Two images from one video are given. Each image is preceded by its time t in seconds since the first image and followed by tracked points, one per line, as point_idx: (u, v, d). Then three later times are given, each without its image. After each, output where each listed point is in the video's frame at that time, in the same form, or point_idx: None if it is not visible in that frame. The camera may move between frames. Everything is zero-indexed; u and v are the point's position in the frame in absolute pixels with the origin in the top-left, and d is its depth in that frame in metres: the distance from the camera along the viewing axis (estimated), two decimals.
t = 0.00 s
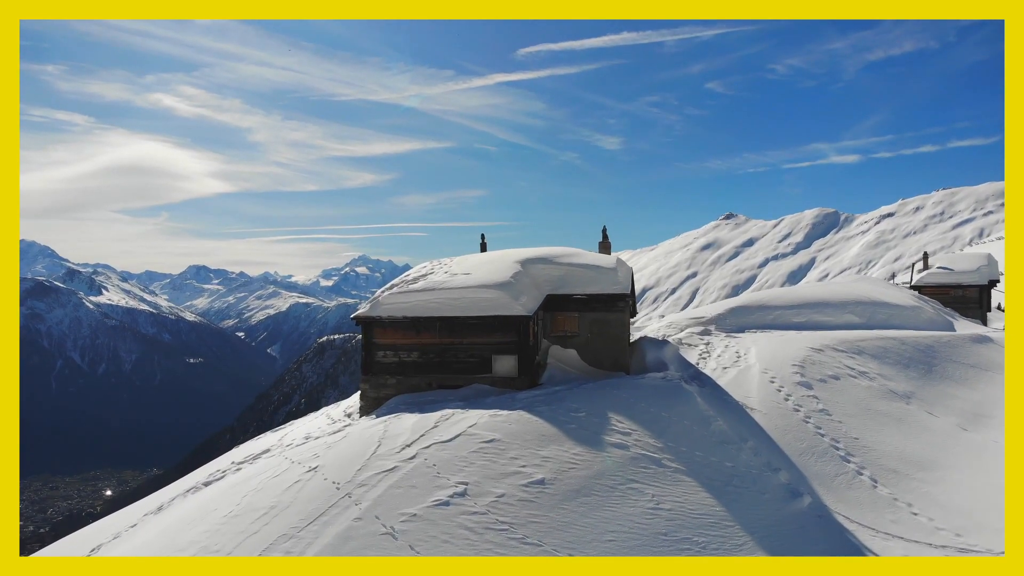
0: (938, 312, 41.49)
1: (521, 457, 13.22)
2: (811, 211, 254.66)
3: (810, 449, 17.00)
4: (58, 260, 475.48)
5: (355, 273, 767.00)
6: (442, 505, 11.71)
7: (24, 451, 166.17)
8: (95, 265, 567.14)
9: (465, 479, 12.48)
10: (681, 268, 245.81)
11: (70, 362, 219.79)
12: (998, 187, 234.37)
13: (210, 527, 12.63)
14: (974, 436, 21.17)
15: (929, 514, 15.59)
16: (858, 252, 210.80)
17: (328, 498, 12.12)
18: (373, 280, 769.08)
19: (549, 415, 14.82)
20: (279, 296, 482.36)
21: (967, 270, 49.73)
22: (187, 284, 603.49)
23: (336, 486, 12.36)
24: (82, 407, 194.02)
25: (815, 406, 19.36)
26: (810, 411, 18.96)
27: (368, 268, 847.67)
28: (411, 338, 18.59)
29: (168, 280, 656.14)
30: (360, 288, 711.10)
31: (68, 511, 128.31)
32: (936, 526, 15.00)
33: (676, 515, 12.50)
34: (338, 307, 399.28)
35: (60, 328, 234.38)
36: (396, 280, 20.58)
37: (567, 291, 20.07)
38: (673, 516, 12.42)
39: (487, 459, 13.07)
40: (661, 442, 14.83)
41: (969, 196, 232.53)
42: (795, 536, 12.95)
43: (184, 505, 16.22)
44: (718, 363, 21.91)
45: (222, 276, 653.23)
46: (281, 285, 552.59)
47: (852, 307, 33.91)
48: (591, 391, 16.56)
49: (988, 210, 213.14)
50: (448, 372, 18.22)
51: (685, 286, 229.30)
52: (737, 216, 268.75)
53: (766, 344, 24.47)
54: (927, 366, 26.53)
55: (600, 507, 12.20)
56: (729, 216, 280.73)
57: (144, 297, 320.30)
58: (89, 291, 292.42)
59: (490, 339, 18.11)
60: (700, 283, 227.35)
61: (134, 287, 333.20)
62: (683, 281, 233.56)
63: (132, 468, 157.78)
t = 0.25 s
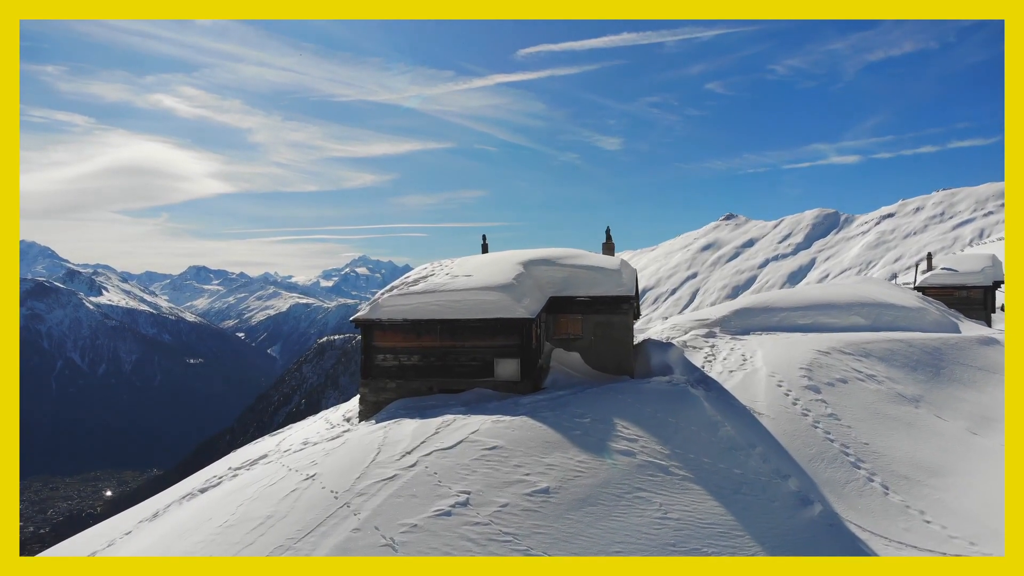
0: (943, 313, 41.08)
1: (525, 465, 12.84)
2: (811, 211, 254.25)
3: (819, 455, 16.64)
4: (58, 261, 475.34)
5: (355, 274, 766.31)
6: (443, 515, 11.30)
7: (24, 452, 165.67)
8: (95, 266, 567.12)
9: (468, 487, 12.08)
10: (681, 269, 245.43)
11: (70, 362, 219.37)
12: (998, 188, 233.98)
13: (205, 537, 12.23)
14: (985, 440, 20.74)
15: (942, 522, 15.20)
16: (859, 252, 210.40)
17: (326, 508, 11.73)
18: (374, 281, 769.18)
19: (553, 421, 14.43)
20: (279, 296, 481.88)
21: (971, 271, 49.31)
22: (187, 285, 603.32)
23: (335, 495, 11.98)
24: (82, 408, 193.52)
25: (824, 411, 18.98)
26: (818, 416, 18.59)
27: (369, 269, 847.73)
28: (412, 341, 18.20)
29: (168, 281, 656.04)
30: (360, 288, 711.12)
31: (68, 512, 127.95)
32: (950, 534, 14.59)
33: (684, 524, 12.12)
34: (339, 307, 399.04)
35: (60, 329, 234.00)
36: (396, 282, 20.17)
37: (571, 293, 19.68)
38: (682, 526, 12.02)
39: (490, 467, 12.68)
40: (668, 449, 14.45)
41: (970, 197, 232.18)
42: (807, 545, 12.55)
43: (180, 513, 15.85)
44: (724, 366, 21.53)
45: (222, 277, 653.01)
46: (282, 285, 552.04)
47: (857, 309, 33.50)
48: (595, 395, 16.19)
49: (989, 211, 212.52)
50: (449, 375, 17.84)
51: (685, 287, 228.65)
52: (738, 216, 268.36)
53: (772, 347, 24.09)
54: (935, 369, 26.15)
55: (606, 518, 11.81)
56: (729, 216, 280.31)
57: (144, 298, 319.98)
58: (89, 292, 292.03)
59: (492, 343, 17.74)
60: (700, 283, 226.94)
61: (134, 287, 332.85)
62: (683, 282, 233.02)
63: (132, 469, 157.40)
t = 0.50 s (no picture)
0: (947, 315, 40.71)
1: (528, 473, 12.44)
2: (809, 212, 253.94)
3: (828, 461, 16.27)
4: (57, 262, 474.87)
5: (354, 274, 765.56)
6: (444, 527, 10.89)
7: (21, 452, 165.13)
8: (94, 267, 566.80)
9: (469, 498, 11.68)
10: (680, 269, 245.08)
11: (68, 363, 218.75)
12: (997, 189, 233.69)
13: (197, 549, 11.80)
14: (995, 445, 20.35)
15: (955, 530, 14.79)
16: (857, 253, 210.08)
17: (322, 519, 11.32)
18: (372, 282, 769.18)
19: (556, 428, 14.05)
20: (278, 297, 481.22)
21: (974, 272, 48.94)
22: (186, 286, 602.89)
23: (332, 505, 11.57)
24: (80, 409, 192.89)
25: (831, 416, 18.61)
26: (826, 421, 18.20)
27: (367, 270, 847.46)
28: (411, 344, 17.80)
29: (167, 282, 655.60)
30: (359, 290, 711.18)
31: (66, 513, 127.51)
32: (963, 544, 14.20)
33: (693, 535, 11.70)
34: (337, 308, 398.85)
35: (58, 329, 233.43)
36: (395, 284, 19.77)
37: (573, 295, 19.28)
38: (690, 537, 11.61)
39: (492, 476, 12.29)
40: (674, 456, 14.07)
41: (968, 198, 231.88)
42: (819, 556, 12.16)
43: (174, 522, 15.48)
44: (730, 370, 21.14)
45: (220, 278, 652.80)
46: (280, 286, 551.28)
47: (862, 311, 33.10)
48: (599, 400, 15.81)
49: (987, 212, 212.20)
50: (449, 380, 17.44)
51: (684, 288, 228.13)
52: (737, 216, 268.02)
53: (777, 349, 23.70)
54: (942, 371, 25.77)
55: (613, 528, 11.42)
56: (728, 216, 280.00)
57: (143, 298, 319.48)
58: (87, 293, 291.45)
59: (493, 346, 17.34)
60: (699, 284, 226.55)
61: (133, 288, 332.32)
62: (682, 283, 232.54)
63: (131, 470, 156.91)
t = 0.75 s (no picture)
0: (949, 316, 40.45)
1: (531, 481, 12.13)
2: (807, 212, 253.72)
3: (835, 467, 16.00)
4: (55, 262, 474.11)
5: (352, 275, 764.83)
6: (445, 537, 10.52)
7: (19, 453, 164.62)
8: (92, 267, 566.42)
9: (470, 507, 11.34)
10: (678, 270, 244.79)
11: (66, 364, 218.10)
12: (995, 190, 233.61)
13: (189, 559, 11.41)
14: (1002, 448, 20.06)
15: (966, 538, 14.46)
16: (855, 254, 209.79)
17: (320, 528, 10.98)
18: (371, 282, 768.76)
19: (560, 433, 13.74)
20: (276, 297, 480.50)
21: (975, 273, 48.71)
22: (184, 287, 602.53)
23: (329, 514, 11.24)
24: (78, 410, 192.25)
25: (838, 420, 18.31)
26: (832, 425, 17.93)
27: (366, 270, 847.37)
28: (410, 348, 17.47)
29: (165, 282, 654.91)
30: (358, 290, 711.75)
31: (64, 514, 127.07)
32: (973, 551, 13.88)
33: (701, 544, 11.38)
34: (336, 309, 398.58)
35: (56, 330, 232.79)
36: (394, 286, 19.41)
37: (574, 297, 18.96)
38: (698, 546, 11.29)
39: (493, 484, 11.96)
40: (680, 463, 13.76)
41: (966, 198, 231.79)
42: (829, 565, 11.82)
43: (168, 529, 15.18)
44: (734, 373, 20.82)
45: (219, 279, 652.18)
46: (279, 286, 550.64)
47: (864, 313, 32.79)
48: (602, 405, 15.51)
49: (985, 212, 212.09)
50: (449, 384, 17.12)
51: (682, 289, 227.62)
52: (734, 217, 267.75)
53: (781, 352, 23.40)
54: (948, 374, 25.45)
55: (619, 538, 11.07)
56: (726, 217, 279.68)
57: (140, 299, 318.91)
58: (85, 293, 290.60)
59: (494, 350, 17.01)
60: (697, 285, 226.21)
61: (131, 288, 331.49)
62: (680, 284, 232.17)
63: (128, 470, 156.44)
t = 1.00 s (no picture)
0: (948, 318, 40.21)
1: (532, 490, 11.81)
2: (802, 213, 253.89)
3: (840, 473, 15.72)
4: (49, 263, 472.70)
5: (347, 276, 764.01)
6: (444, 549, 10.18)
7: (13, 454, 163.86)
8: (87, 268, 564.99)
9: (470, 517, 11.00)
10: (674, 271, 244.79)
11: (61, 364, 217.20)
12: (989, 190, 233.91)
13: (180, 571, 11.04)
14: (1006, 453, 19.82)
15: (975, 546, 14.15)
16: (850, 254, 209.85)
17: (315, 540, 10.62)
18: (366, 283, 768.00)
19: (561, 440, 13.43)
20: (271, 298, 479.70)
21: (974, 274, 48.51)
22: (179, 287, 601.49)
23: (326, 524, 10.87)
24: (72, 411, 191.39)
25: (842, 424, 18.03)
26: (837, 430, 17.62)
27: (361, 271, 846.54)
28: (407, 352, 17.15)
29: (159, 282, 653.36)
30: (353, 290, 711.19)
31: (58, 515, 126.45)
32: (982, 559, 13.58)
33: (707, 554, 11.05)
34: (331, 309, 397.95)
35: (51, 331, 231.82)
36: (390, 289, 19.05)
37: (575, 300, 18.64)
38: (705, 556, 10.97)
39: (494, 493, 11.64)
40: (684, 470, 13.46)
41: (960, 199, 232.03)
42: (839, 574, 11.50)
43: (160, 537, 14.88)
44: (735, 376, 20.53)
45: (214, 279, 651.06)
46: (274, 287, 549.70)
47: (864, 315, 32.55)
48: (604, 410, 15.20)
49: (980, 213, 212.33)
50: (447, 389, 16.79)
51: (677, 289, 227.43)
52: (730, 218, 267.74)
53: (782, 354, 23.14)
54: (951, 376, 25.20)
55: (623, 549, 10.74)
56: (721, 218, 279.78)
57: (135, 300, 318.02)
58: (79, 293, 289.57)
59: (493, 353, 16.71)
60: (692, 285, 226.15)
61: (125, 289, 330.41)
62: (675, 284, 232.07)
63: (123, 471, 155.83)
